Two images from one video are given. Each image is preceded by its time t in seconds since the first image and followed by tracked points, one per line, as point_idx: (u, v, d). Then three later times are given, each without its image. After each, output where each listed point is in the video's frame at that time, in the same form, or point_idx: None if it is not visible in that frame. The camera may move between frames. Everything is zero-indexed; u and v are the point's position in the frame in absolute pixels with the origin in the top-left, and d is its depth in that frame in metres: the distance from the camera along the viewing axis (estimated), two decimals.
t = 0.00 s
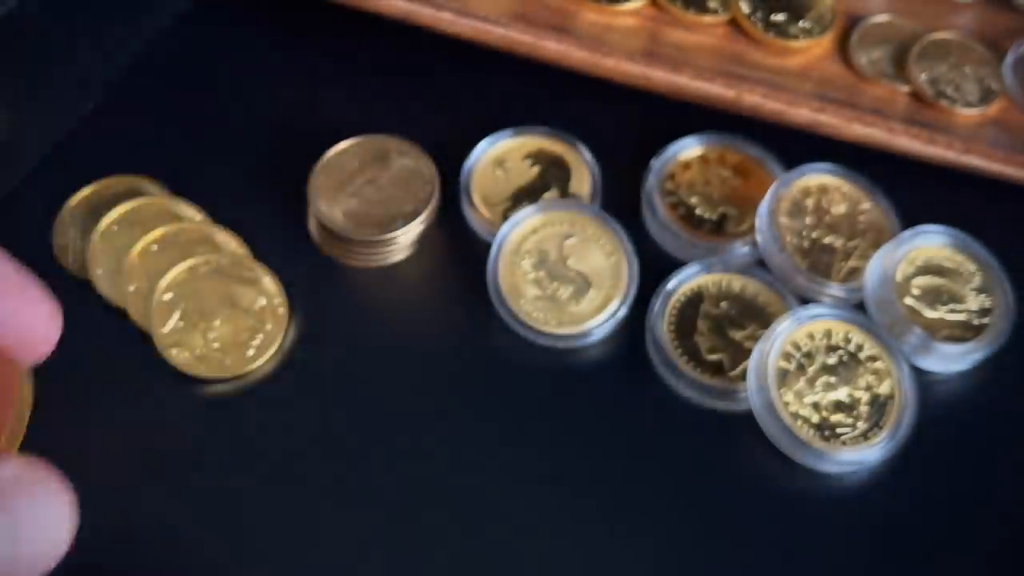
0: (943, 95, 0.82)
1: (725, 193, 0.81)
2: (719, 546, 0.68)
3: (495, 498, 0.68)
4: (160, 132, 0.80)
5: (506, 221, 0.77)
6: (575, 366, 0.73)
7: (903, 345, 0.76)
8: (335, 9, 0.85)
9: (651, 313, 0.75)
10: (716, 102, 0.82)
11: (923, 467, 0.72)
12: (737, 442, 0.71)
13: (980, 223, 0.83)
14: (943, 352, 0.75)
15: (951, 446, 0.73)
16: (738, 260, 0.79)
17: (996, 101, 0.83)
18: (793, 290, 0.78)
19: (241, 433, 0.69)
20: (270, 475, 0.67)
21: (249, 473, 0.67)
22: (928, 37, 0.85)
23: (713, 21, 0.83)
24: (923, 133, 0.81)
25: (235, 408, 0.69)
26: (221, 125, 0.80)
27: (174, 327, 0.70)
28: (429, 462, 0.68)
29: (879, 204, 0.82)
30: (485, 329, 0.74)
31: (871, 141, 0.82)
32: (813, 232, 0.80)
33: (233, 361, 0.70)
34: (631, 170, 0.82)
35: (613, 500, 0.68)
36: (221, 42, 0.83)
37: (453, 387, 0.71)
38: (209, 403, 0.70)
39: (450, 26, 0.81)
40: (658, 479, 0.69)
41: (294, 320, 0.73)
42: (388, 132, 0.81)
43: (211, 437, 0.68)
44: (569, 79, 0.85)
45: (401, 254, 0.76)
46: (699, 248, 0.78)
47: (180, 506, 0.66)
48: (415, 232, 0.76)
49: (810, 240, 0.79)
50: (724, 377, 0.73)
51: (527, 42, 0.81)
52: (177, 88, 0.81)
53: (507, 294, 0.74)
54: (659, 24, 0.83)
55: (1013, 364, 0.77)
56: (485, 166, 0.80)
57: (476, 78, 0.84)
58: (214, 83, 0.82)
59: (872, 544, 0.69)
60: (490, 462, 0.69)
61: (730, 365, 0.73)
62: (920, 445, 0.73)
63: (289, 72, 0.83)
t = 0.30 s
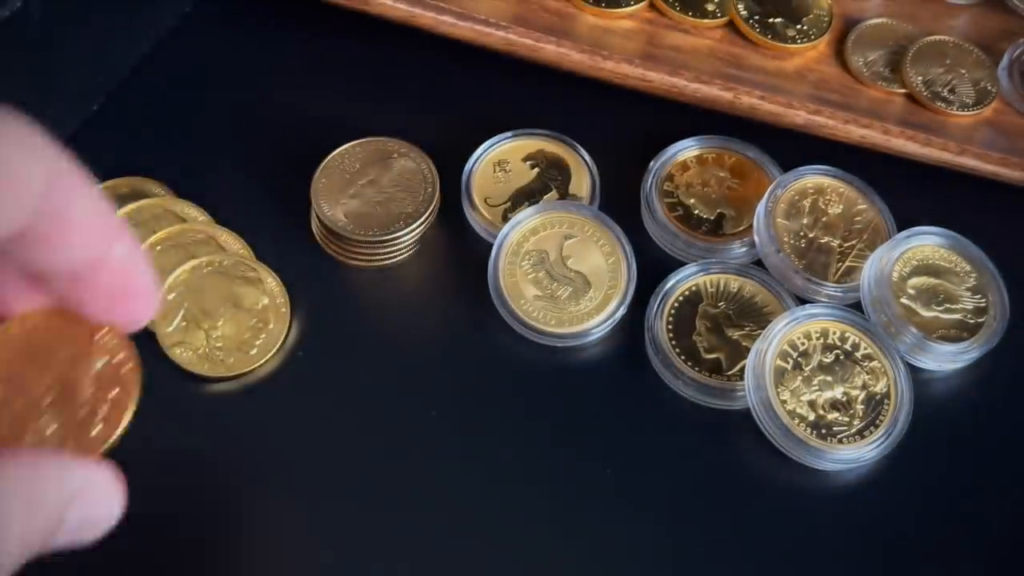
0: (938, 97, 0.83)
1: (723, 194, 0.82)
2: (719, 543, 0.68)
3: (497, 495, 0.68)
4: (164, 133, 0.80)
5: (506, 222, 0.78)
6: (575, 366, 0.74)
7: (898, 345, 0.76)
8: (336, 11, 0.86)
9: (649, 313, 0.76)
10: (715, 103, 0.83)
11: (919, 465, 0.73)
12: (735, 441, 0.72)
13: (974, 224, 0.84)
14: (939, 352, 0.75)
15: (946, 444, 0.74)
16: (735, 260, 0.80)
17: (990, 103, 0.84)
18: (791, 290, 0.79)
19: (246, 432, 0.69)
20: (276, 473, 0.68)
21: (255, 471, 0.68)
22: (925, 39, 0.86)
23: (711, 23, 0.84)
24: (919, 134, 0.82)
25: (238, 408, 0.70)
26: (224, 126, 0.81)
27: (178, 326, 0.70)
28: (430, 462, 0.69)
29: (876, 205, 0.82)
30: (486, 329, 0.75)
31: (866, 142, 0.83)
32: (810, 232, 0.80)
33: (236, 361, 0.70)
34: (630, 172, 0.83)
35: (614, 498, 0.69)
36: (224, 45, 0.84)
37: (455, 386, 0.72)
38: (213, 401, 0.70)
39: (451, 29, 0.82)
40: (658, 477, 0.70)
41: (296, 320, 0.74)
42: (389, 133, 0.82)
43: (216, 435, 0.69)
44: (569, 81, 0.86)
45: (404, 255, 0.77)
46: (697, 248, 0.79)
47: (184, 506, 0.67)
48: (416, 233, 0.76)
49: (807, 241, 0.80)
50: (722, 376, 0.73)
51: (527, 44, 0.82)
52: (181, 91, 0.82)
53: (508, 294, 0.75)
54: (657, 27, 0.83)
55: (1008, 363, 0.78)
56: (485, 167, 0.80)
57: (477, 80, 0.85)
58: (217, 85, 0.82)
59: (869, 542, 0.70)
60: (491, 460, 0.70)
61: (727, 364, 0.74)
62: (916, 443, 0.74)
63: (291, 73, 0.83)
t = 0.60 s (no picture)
0: (938, 97, 0.83)
1: (722, 194, 0.82)
2: (719, 544, 0.68)
3: (498, 495, 0.68)
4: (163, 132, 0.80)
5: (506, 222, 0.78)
6: (575, 366, 0.74)
7: (898, 345, 0.77)
8: (336, 11, 0.86)
9: (649, 313, 0.76)
10: (715, 103, 0.83)
11: (918, 465, 0.73)
12: (734, 441, 0.72)
13: (973, 224, 0.84)
14: (938, 352, 0.75)
15: (945, 444, 0.74)
16: (735, 261, 0.80)
17: (990, 103, 0.84)
18: (790, 290, 0.79)
19: (247, 431, 0.70)
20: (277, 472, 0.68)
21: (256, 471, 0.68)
22: (924, 39, 0.86)
23: (711, 24, 0.84)
24: (919, 134, 0.82)
25: (239, 408, 0.70)
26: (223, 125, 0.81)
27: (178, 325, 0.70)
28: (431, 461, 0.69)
29: (876, 205, 0.82)
30: (486, 328, 0.75)
31: (866, 141, 0.83)
32: (810, 232, 0.81)
33: (236, 361, 0.70)
34: (629, 172, 0.83)
35: (613, 498, 0.69)
36: (224, 44, 0.84)
37: (455, 386, 0.72)
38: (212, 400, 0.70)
39: (451, 29, 0.82)
40: (658, 477, 0.70)
41: (296, 319, 0.74)
42: (389, 133, 0.82)
43: (216, 435, 0.69)
44: (569, 80, 0.86)
45: (404, 255, 0.77)
46: (697, 248, 0.79)
47: (186, 505, 0.67)
48: (416, 233, 0.76)
49: (807, 241, 0.80)
50: (722, 376, 0.74)
51: (526, 44, 0.82)
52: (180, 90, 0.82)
53: (508, 294, 0.75)
54: (657, 27, 0.83)
55: (1007, 364, 0.78)
56: (484, 168, 0.80)
57: (477, 80, 0.85)
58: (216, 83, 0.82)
59: (868, 542, 0.70)
60: (491, 460, 0.70)
61: (727, 364, 0.74)
62: (916, 443, 0.74)
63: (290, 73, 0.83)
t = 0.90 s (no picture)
0: (938, 97, 0.83)
1: (722, 194, 0.82)
2: (719, 544, 0.68)
3: (498, 496, 0.68)
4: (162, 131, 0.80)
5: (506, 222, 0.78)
6: (575, 366, 0.74)
7: (897, 345, 0.77)
8: (336, 11, 0.86)
9: (649, 313, 0.76)
10: (714, 103, 0.83)
11: (918, 465, 0.73)
12: (734, 441, 0.72)
13: (972, 224, 0.84)
14: (938, 352, 0.75)
15: (945, 444, 0.74)
16: (734, 261, 0.80)
17: (990, 103, 0.84)
18: (791, 290, 0.79)
19: (247, 432, 0.69)
20: (278, 473, 0.68)
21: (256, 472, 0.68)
22: (924, 39, 0.86)
23: (711, 24, 0.84)
24: (919, 134, 0.82)
25: (240, 409, 0.70)
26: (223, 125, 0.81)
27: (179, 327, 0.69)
28: (431, 462, 0.69)
29: (876, 205, 0.82)
30: (486, 328, 0.75)
31: (866, 142, 0.83)
32: (810, 233, 0.81)
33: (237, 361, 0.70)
34: (629, 172, 0.83)
35: (613, 499, 0.69)
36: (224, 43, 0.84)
37: (456, 387, 0.72)
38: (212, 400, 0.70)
39: (450, 28, 0.82)
40: (658, 477, 0.70)
41: (296, 320, 0.74)
42: (388, 133, 0.82)
43: (217, 435, 0.69)
44: (568, 80, 0.86)
45: (404, 254, 0.77)
46: (697, 248, 0.79)
47: (186, 505, 0.67)
48: (415, 233, 0.76)
49: (807, 241, 0.80)
50: (721, 376, 0.74)
51: (526, 44, 0.82)
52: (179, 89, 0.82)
53: (508, 294, 0.75)
54: (657, 27, 0.83)
55: (1007, 364, 0.78)
56: (484, 168, 0.80)
57: (477, 80, 0.85)
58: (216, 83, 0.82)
59: (868, 542, 0.70)
60: (491, 462, 0.70)
61: (727, 364, 0.74)
62: (916, 443, 0.74)
63: (289, 72, 0.83)
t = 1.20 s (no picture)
0: (938, 97, 0.83)
1: (722, 194, 0.82)
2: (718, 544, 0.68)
3: (497, 497, 0.68)
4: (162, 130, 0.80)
5: (506, 222, 0.78)
6: (575, 365, 0.74)
7: (897, 344, 0.77)
8: (336, 11, 0.86)
9: (649, 313, 0.76)
10: (714, 103, 0.83)
11: (918, 465, 0.73)
12: (734, 440, 0.72)
13: (972, 224, 0.84)
14: (938, 352, 0.75)
15: (945, 444, 0.74)
16: (734, 260, 0.80)
17: (990, 103, 0.84)
18: (791, 290, 0.79)
19: (246, 432, 0.69)
20: (279, 474, 0.68)
21: (255, 472, 0.68)
22: (924, 39, 0.86)
23: (711, 24, 0.84)
24: (919, 134, 0.82)
25: (239, 409, 0.70)
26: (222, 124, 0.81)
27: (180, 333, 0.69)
28: (431, 462, 0.69)
29: (875, 205, 0.82)
30: (486, 328, 0.75)
31: (866, 142, 0.83)
32: (809, 233, 0.81)
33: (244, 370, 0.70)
34: (628, 171, 0.83)
35: (612, 499, 0.69)
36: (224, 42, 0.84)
37: (455, 386, 0.72)
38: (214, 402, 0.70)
39: (450, 28, 0.82)
40: (658, 477, 0.70)
41: (296, 320, 0.74)
42: (388, 133, 0.82)
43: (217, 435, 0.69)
44: (568, 79, 0.86)
45: (404, 254, 0.77)
46: (697, 248, 0.79)
47: (185, 505, 0.67)
48: (415, 234, 0.76)
49: (807, 241, 0.80)
50: (721, 376, 0.74)
51: (526, 44, 0.82)
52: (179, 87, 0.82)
53: (508, 294, 0.75)
54: (657, 27, 0.83)
55: (1006, 364, 0.78)
56: (484, 168, 0.80)
57: (477, 80, 0.85)
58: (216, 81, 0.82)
59: (867, 542, 0.70)
60: (491, 462, 0.70)
61: (727, 364, 0.74)
62: (915, 443, 0.74)
63: (289, 71, 0.83)
